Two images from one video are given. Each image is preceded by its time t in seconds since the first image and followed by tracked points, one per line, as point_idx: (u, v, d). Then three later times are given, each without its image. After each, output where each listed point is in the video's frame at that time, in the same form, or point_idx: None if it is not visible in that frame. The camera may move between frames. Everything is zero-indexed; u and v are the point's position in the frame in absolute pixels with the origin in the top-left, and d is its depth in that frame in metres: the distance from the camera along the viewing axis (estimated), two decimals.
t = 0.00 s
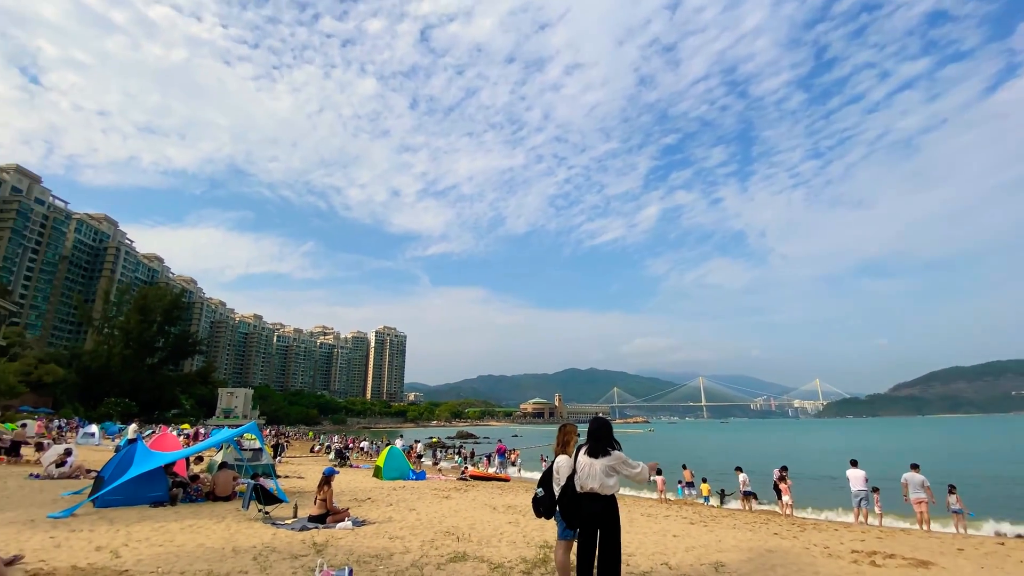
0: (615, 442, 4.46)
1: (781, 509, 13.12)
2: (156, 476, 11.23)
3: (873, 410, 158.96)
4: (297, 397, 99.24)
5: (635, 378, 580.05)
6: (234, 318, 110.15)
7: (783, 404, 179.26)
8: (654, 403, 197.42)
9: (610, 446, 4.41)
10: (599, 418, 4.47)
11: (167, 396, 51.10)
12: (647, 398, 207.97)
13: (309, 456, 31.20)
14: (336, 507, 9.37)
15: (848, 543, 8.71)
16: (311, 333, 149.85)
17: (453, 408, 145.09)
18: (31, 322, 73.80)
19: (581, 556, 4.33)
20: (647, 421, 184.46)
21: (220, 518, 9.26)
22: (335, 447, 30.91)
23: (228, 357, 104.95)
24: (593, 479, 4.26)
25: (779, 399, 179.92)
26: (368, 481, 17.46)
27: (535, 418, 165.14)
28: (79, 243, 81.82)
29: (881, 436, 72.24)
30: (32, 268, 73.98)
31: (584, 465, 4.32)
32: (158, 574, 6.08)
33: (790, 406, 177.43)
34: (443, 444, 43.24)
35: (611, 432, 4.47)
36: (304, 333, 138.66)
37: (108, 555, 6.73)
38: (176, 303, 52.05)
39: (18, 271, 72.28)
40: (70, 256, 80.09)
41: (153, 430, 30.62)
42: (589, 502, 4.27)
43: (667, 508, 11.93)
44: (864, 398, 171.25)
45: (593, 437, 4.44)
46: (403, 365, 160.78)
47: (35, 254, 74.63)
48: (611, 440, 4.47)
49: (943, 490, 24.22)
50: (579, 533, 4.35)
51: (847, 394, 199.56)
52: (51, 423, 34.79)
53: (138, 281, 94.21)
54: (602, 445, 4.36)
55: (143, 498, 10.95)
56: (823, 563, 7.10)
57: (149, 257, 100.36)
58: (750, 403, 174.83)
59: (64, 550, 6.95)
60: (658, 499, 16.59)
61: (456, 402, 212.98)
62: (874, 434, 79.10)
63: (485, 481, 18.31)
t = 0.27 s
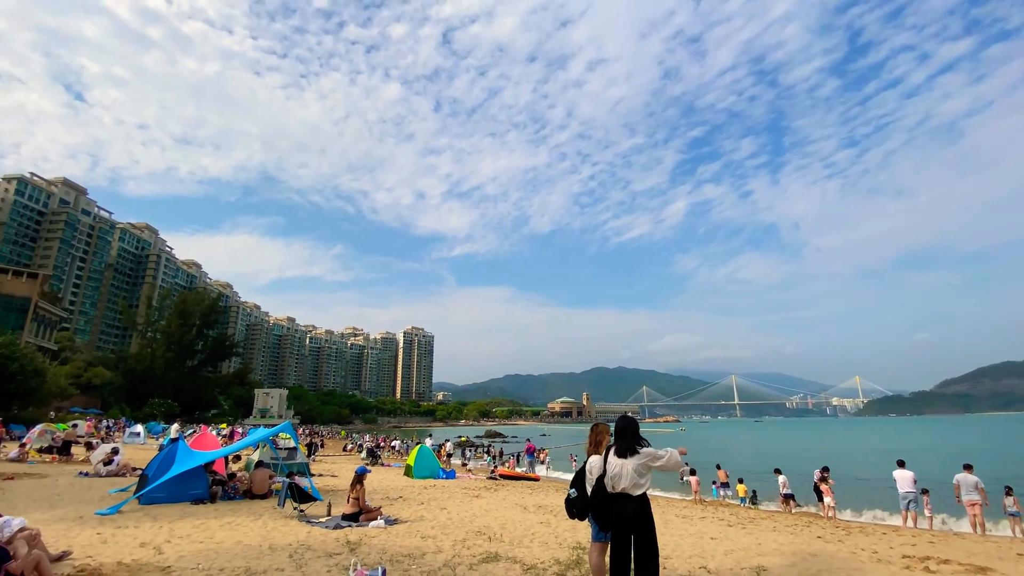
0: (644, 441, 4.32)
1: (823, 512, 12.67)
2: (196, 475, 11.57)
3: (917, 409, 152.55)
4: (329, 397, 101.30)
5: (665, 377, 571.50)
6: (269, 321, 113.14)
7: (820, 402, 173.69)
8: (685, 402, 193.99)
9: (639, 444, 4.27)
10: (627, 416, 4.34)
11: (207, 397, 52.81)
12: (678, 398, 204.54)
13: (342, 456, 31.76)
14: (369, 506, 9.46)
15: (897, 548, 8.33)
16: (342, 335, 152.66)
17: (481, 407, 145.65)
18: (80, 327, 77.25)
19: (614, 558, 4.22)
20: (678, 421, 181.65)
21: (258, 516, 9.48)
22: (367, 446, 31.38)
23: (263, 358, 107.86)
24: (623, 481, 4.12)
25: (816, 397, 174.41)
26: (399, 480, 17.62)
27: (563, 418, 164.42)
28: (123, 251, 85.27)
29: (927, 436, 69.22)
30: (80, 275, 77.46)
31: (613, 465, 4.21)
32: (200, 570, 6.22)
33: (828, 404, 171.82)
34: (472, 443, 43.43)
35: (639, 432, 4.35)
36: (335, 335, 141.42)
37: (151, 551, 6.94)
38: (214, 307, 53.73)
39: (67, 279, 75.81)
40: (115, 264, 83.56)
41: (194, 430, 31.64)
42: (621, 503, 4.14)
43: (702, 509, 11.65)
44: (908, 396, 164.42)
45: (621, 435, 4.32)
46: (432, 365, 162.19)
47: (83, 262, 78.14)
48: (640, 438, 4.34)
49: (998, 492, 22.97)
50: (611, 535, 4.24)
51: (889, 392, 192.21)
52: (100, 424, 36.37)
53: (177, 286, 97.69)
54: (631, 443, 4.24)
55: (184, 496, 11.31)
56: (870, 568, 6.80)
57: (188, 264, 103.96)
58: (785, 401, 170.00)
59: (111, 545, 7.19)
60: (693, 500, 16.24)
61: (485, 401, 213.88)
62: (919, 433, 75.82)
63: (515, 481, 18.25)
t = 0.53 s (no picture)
0: (674, 442, 4.18)
1: (864, 515, 12.20)
2: (231, 474, 11.83)
3: (962, 407, 146.17)
4: (359, 396, 102.95)
5: (694, 375, 562.18)
6: (299, 323, 115.57)
7: (857, 400, 168.09)
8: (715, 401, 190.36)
9: (669, 446, 4.13)
10: (655, 417, 4.22)
11: (242, 397, 54.27)
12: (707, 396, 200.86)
13: (371, 454, 32.18)
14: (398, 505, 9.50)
15: (948, 554, 7.93)
16: (370, 335, 154.92)
17: (507, 407, 145.82)
18: (122, 330, 80.32)
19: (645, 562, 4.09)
20: (708, 420, 178.47)
21: (290, 514, 9.63)
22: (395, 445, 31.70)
23: (295, 360, 110.23)
24: (653, 484, 4.00)
25: (853, 395, 168.89)
26: (428, 479, 17.73)
27: (590, 417, 163.29)
28: (161, 257, 88.33)
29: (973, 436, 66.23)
30: (122, 281, 80.57)
31: (642, 467, 4.08)
32: (234, 568, 6.33)
33: (866, 402, 166.16)
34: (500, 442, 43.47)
35: (669, 433, 4.21)
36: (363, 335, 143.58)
37: (188, 548, 7.09)
38: (247, 310, 55.19)
39: (109, 284, 78.94)
40: (154, 270, 86.61)
41: (230, 429, 32.48)
42: (652, 506, 4.01)
43: (737, 511, 11.35)
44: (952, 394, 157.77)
45: (650, 437, 4.20)
46: (458, 365, 163.12)
47: (123, 268, 81.24)
48: (670, 439, 4.20)
49: None
50: (643, 539, 4.12)
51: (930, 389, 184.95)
52: (142, 424, 37.72)
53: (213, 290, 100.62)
54: (661, 445, 4.11)
55: (220, 494, 11.57)
56: None
57: (221, 268, 107.01)
58: (821, 399, 165.04)
59: (150, 542, 7.39)
60: (727, 502, 15.85)
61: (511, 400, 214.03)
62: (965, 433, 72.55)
63: (543, 481, 18.16)
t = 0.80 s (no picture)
0: (705, 441, 4.06)
1: (905, 517, 11.78)
2: (261, 472, 12.02)
3: (1007, 406, 140.15)
4: (385, 395, 104.28)
5: (720, 374, 552.78)
6: (326, 324, 117.58)
7: (893, 399, 162.80)
8: (742, 400, 186.89)
9: (701, 446, 4.01)
10: (686, 417, 4.09)
11: (273, 397, 55.50)
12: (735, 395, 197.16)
13: (397, 453, 32.48)
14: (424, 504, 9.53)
15: (997, 559, 7.56)
16: (394, 336, 156.78)
17: (531, 406, 145.81)
18: (158, 333, 82.91)
19: (677, 567, 3.98)
20: (736, 419, 175.23)
21: (319, 512, 9.75)
22: (421, 444, 31.97)
23: (322, 360, 112.18)
24: (684, 485, 3.88)
25: (888, 393, 163.62)
26: (453, 478, 17.80)
27: (614, 416, 162.08)
28: (194, 262, 90.96)
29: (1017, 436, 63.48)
30: (157, 286, 83.24)
31: (674, 467, 3.95)
32: (266, 566, 6.39)
33: (902, 401, 160.84)
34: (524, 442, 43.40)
35: (701, 432, 4.08)
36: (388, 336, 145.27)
37: (221, 546, 7.22)
38: (276, 312, 56.47)
39: (145, 289, 81.64)
40: (187, 274, 89.23)
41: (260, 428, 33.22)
42: (684, 507, 3.90)
43: (769, 513, 11.05)
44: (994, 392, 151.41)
45: (680, 436, 4.09)
46: (481, 365, 163.72)
47: (158, 273, 83.91)
48: (701, 439, 4.08)
49: None
50: (674, 542, 4.01)
51: (971, 386, 178.03)
52: (177, 423, 38.83)
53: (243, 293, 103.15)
54: (693, 445, 3.99)
55: (251, 492, 11.78)
56: None
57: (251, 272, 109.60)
58: (854, 398, 160.40)
59: (184, 539, 7.56)
60: (758, 503, 15.50)
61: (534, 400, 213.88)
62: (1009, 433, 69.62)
63: (568, 480, 18.06)
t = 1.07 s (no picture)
0: (737, 441, 3.93)
1: (941, 519, 11.36)
2: (286, 470, 12.16)
3: None
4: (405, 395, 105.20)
5: (743, 373, 544.22)
6: (347, 325, 119.07)
7: (924, 398, 158.12)
8: (766, 399, 183.58)
9: (733, 446, 3.89)
10: (716, 415, 3.98)
11: (296, 397, 56.38)
12: (758, 394, 193.76)
13: (418, 452, 32.65)
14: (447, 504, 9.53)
15: None
16: (414, 336, 158.08)
17: (550, 405, 145.50)
18: (186, 335, 84.97)
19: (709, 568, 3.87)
20: (759, 418, 172.33)
21: (342, 510, 9.81)
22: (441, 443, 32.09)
23: (344, 360, 113.62)
24: (714, 485, 3.77)
25: (919, 392, 159.00)
26: (474, 477, 17.79)
27: (635, 416, 160.83)
28: (219, 265, 93.01)
29: None
30: (184, 289, 85.31)
31: (704, 466, 3.84)
32: (291, 565, 6.40)
33: (934, 399, 156.15)
34: (544, 442, 43.25)
35: (731, 432, 3.96)
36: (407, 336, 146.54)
37: (246, 543, 7.30)
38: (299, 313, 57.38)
39: (173, 292, 83.74)
40: (213, 277, 91.27)
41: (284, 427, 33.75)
42: (716, 508, 3.79)
43: (798, 515, 10.78)
44: None
45: (710, 434, 3.97)
46: (500, 364, 164.00)
47: (186, 277, 85.99)
48: (732, 438, 3.95)
49: None
50: (705, 544, 3.89)
51: (1006, 384, 172.17)
52: (205, 422, 39.67)
53: (266, 295, 105.09)
54: (724, 444, 3.87)
55: (276, 490, 11.93)
56: None
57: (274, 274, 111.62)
58: (883, 397, 156.23)
59: (211, 536, 7.67)
60: (786, 503, 15.15)
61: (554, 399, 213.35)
62: None
63: (589, 480, 17.92)
